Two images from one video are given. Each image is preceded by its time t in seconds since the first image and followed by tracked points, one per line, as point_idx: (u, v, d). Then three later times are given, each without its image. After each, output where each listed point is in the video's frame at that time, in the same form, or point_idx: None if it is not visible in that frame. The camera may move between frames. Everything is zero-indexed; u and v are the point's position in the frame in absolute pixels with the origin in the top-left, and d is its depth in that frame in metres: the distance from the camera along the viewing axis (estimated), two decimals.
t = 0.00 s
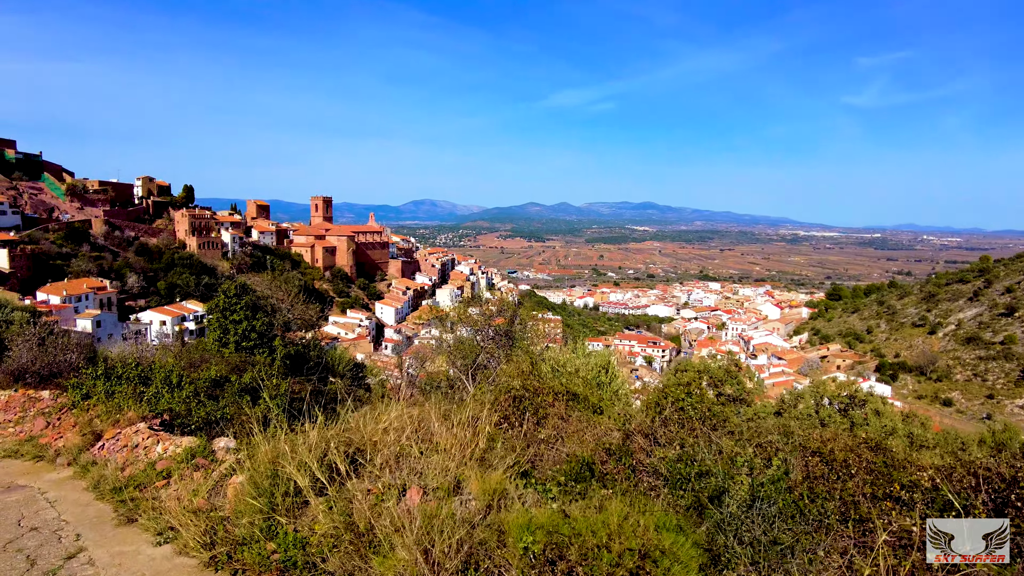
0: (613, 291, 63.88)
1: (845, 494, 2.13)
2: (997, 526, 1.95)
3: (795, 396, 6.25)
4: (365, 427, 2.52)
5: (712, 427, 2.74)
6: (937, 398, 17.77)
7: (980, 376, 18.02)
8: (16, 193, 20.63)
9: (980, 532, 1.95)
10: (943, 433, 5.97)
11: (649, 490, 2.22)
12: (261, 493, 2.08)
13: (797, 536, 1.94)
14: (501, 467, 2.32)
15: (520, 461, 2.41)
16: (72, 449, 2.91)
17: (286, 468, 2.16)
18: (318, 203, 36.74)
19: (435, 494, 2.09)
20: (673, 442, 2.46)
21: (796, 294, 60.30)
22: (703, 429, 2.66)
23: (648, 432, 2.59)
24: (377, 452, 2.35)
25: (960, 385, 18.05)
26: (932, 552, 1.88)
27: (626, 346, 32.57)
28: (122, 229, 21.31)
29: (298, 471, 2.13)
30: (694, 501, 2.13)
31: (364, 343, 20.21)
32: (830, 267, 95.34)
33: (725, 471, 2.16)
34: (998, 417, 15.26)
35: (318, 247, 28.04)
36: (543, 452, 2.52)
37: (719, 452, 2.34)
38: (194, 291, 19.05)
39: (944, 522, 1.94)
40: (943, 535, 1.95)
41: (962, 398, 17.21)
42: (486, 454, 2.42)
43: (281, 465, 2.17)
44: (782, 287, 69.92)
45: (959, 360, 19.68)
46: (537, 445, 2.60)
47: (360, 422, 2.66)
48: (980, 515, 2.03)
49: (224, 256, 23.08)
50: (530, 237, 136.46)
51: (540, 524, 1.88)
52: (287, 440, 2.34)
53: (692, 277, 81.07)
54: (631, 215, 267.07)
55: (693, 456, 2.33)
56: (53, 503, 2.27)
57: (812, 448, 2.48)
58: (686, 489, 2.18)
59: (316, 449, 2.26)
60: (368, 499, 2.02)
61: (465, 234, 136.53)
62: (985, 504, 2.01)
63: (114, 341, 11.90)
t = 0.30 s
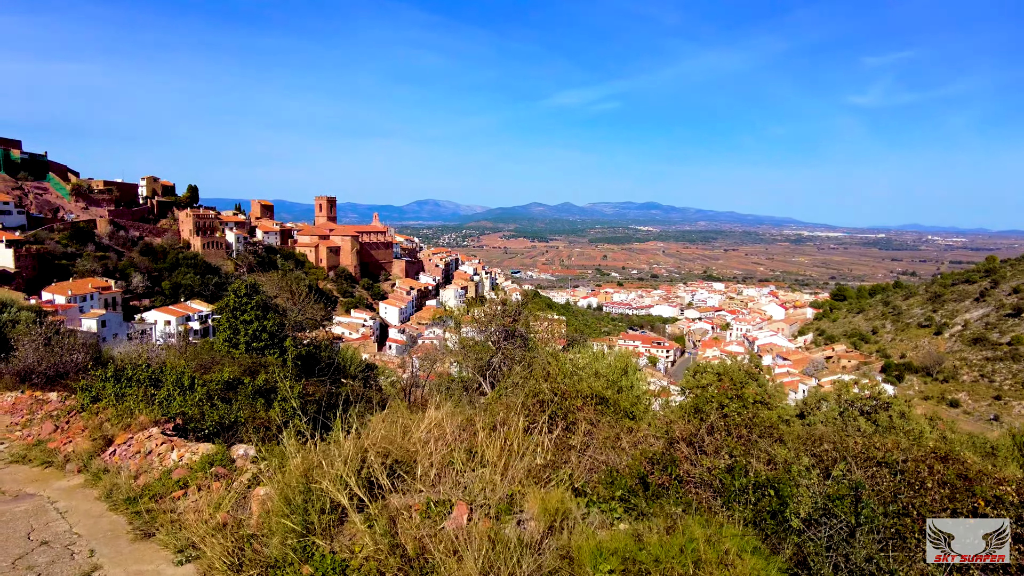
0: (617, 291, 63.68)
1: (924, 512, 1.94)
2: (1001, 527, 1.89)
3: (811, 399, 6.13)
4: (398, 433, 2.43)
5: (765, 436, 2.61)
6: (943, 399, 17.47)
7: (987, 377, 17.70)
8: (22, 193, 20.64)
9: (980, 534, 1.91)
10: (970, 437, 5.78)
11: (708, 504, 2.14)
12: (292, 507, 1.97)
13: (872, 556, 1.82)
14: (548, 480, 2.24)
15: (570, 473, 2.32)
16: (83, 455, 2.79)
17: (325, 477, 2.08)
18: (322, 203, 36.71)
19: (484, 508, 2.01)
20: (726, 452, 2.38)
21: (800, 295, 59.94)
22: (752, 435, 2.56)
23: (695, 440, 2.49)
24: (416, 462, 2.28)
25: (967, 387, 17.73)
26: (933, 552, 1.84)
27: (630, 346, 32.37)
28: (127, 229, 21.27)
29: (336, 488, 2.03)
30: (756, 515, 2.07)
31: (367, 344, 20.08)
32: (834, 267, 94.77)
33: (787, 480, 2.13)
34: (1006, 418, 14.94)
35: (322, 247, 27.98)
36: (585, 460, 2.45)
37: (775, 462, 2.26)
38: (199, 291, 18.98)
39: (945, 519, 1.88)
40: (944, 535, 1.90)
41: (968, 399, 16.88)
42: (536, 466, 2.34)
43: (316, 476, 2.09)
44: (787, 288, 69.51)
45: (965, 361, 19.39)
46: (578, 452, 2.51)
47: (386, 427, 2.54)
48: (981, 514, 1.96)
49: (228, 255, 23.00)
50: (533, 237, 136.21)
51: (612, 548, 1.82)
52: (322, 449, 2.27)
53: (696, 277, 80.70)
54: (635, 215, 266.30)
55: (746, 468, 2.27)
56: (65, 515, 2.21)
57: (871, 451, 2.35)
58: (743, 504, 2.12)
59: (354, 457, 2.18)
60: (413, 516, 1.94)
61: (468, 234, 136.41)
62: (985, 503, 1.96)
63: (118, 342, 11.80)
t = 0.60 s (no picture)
0: (621, 292, 63.44)
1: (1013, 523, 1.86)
2: (999, 526, 1.85)
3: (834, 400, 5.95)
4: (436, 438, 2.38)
5: (816, 441, 2.54)
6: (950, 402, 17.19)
7: (994, 379, 17.39)
8: (29, 193, 20.67)
9: (979, 533, 1.86)
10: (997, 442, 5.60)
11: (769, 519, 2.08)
12: (330, 523, 1.89)
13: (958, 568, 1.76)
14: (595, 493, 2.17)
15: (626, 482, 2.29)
16: (95, 460, 2.71)
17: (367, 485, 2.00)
18: (328, 203, 36.67)
19: (540, 521, 1.94)
20: (780, 460, 2.36)
21: (805, 296, 59.57)
22: (804, 441, 2.51)
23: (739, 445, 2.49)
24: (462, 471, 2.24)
25: (974, 389, 17.38)
26: (931, 553, 1.82)
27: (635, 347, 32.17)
28: (133, 229, 21.27)
29: (381, 502, 1.92)
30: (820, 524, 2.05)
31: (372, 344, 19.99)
32: (840, 268, 94.16)
33: (852, 489, 2.06)
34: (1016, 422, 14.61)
35: (327, 247, 27.93)
36: (633, 467, 2.44)
37: (834, 470, 2.22)
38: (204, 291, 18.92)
39: (944, 520, 1.85)
40: (943, 536, 1.86)
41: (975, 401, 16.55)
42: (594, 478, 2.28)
43: (355, 486, 2.02)
44: (792, 289, 69.08)
45: (973, 363, 19.10)
46: (635, 459, 2.51)
47: (419, 432, 2.47)
48: (979, 515, 1.93)
49: (233, 255, 22.96)
50: (537, 237, 135.98)
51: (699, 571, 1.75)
52: (360, 454, 2.19)
53: (700, 278, 80.35)
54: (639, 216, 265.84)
55: (803, 476, 2.23)
56: (77, 524, 2.16)
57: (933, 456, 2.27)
58: (802, 515, 2.08)
59: (394, 463, 2.11)
60: (464, 531, 1.88)
61: (472, 235, 136.36)
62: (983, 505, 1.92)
63: (125, 342, 11.75)
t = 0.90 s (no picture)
0: (625, 292, 63.23)
1: None
2: (999, 526, 1.88)
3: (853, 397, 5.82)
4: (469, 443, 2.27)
5: (870, 447, 2.56)
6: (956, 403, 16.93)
7: (1002, 379, 17.09)
8: (33, 194, 20.66)
9: (980, 533, 1.89)
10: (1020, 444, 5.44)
11: (838, 542, 1.98)
12: (359, 538, 1.78)
13: None
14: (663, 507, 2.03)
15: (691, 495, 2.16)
16: (99, 463, 2.60)
17: (402, 496, 1.89)
18: (331, 204, 36.61)
19: (593, 537, 1.81)
20: (832, 464, 2.36)
21: (810, 296, 59.20)
22: (854, 446, 2.53)
23: (788, 451, 2.53)
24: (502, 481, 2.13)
25: (980, 389, 17.08)
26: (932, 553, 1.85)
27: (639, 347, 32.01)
28: (138, 229, 21.23)
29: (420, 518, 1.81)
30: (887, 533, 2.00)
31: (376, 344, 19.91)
32: (844, 268, 93.61)
33: (917, 498, 2.04)
34: None
35: (331, 248, 27.92)
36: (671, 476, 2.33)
37: (893, 477, 2.21)
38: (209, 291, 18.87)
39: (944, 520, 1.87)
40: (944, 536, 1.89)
41: (981, 401, 16.21)
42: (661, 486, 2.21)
43: (388, 497, 1.92)
44: (796, 289, 68.70)
45: (980, 363, 18.83)
46: (679, 463, 2.41)
47: (442, 435, 2.36)
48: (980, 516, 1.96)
49: (237, 256, 22.91)
50: (540, 237, 135.75)
51: None
52: (390, 461, 2.09)
53: (704, 278, 80.01)
54: (643, 216, 265.28)
55: (858, 483, 2.21)
56: (81, 534, 2.06)
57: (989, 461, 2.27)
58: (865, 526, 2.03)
59: (429, 471, 2.01)
60: (510, 549, 1.76)
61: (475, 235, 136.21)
62: (985, 504, 1.95)
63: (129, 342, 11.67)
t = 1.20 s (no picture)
0: (627, 291, 62.99)
1: None
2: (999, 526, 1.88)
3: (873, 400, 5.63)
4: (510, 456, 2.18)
5: (932, 456, 2.52)
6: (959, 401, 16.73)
7: (1006, 378, 16.87)
8: (35, 194, 20.58)
9: (980, 533, 1.89)
10: None
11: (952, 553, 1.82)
12: (398, 566, 1.70)
13: None
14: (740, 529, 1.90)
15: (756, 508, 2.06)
16: (102, 471, 2.48)
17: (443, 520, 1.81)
18: (333, 203, 36.50)
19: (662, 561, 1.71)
20: (892, 474, 2.31)
21: (812, 294, 58.97)
22: (916, 456, 2.49)
23: (844, 459, 2.50)
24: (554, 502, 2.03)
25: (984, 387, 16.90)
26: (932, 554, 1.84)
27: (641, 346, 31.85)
28: (139, 229, 21.12)
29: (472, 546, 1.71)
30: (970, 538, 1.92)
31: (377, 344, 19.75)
32: (846, 266, 93.30)
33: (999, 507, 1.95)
34: None
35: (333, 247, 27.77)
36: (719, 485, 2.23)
37: (964, 489, 2.14)
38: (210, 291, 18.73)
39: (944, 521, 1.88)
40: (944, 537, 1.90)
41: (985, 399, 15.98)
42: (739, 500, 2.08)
43: (429, 521, 1.83)
44: (798, 287, 68.47)
45: (984, 361, 18.62)
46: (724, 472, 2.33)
47: (468, 445, 2.27)
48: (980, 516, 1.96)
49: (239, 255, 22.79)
50: (541, 237, 135.50)
51: None
52: (426, 478, 2.00)
53: (705, 276, 79.75)
54: (644, 215, 264.69)
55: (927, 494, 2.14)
56: (85, 549, 1.95)
57: None
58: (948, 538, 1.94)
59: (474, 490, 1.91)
60: None
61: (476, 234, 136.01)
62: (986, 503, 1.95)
63: (130, 343, 11.54)
